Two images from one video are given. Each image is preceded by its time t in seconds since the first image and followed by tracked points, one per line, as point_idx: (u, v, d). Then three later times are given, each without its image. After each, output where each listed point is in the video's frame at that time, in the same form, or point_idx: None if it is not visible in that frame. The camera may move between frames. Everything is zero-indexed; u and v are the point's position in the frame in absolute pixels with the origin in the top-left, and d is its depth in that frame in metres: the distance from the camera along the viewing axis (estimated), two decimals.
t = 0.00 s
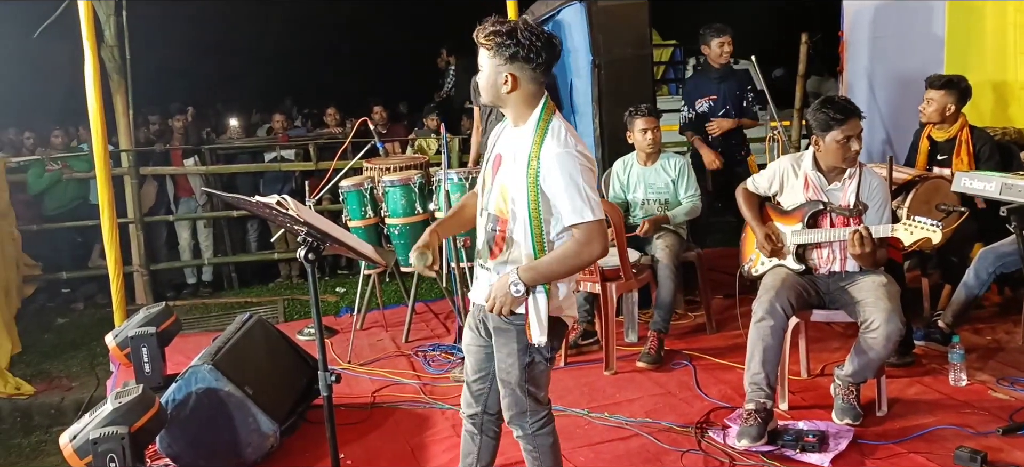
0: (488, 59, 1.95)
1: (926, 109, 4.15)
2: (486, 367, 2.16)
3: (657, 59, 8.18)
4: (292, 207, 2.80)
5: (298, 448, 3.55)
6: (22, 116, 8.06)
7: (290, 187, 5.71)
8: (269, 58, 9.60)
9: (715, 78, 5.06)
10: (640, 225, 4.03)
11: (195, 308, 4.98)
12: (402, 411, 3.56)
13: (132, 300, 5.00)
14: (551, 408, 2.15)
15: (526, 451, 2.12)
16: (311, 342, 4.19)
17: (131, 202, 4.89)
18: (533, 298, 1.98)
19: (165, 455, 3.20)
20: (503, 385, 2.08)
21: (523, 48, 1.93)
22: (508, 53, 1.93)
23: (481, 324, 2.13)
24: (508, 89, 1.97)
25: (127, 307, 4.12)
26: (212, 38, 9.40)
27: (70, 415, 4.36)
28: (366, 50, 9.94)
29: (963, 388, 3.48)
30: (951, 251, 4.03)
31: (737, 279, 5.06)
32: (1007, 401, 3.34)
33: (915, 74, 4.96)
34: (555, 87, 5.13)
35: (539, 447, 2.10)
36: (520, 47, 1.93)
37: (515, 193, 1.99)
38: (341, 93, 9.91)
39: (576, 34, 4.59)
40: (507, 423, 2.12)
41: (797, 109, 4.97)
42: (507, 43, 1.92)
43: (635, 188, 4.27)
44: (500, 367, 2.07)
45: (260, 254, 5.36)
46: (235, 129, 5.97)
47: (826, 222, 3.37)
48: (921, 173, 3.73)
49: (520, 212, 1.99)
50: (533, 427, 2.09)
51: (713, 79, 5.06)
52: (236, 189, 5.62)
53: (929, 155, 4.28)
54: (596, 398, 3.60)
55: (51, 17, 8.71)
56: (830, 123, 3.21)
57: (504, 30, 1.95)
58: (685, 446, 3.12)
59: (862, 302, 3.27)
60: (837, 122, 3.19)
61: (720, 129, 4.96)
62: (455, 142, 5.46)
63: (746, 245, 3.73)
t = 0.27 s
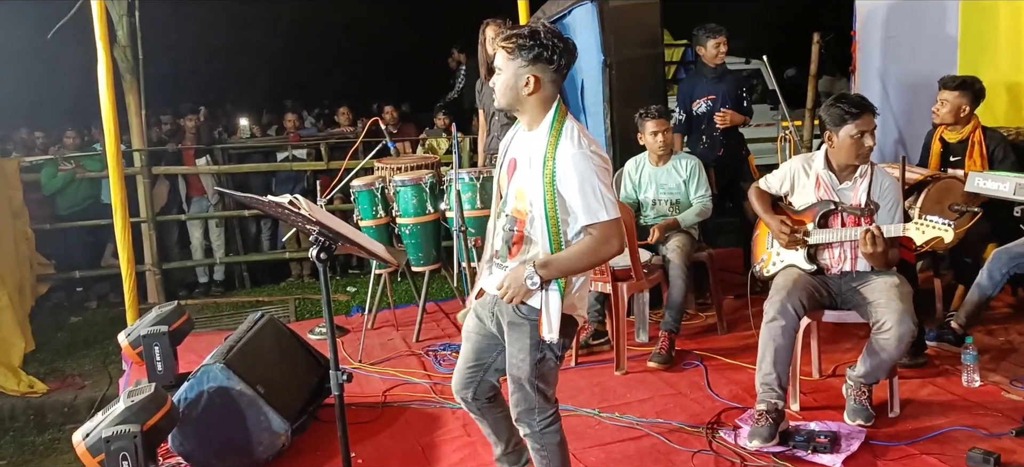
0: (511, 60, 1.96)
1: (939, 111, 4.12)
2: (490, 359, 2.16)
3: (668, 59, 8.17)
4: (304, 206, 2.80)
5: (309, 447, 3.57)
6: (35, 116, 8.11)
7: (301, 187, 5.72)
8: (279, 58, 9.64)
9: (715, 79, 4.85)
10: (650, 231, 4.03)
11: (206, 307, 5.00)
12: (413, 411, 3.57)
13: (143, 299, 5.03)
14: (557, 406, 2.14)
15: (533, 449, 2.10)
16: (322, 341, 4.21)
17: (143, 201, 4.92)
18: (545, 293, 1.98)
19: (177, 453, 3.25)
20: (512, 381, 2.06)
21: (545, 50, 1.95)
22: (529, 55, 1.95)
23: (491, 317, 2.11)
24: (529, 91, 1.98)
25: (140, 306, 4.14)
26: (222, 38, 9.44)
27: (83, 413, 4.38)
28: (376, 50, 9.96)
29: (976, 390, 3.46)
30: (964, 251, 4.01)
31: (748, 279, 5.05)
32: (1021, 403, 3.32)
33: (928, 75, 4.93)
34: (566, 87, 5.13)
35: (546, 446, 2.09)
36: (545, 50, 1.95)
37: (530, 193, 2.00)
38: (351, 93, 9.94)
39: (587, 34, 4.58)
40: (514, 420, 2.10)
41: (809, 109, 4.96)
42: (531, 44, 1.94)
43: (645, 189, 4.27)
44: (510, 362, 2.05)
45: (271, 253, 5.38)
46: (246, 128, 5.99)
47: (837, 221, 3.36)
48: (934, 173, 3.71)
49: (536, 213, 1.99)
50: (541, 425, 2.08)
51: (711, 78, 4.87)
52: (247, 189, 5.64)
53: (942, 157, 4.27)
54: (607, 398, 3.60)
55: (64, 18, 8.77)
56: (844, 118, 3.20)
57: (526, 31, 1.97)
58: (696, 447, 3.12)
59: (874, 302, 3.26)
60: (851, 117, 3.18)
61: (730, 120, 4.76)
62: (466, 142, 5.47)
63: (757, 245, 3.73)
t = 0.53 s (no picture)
0: (528, 51, 2.03)
1: (949, 111, 4.11)
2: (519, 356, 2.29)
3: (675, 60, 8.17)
4: (312, 206, 2.80)
5: (317, 446, 3.57)
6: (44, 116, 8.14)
7: (309, 187, 5.74)
8: (286, 58, 9.66)
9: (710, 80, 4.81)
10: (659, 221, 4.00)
11: (214, 307, 5.02)
12: (421, 411, 3.57)
13: (151, 299, 5.05)
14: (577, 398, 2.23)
15: (550, 440, 2.21)
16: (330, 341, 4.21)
17: (151, 201, 4.93)
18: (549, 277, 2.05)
19: (186, 452, 3.26)
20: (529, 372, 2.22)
21: (560, 40, 2.01)
22: (545, 45, 2.01)
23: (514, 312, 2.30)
24: (547, 80, 2.05)
25: (148, 305, 4.15)
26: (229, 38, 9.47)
27: (92, 412, 4.39)
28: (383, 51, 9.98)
29: (985, 391, 3.45)
30: (973, 252, 4.00)
31: (756, 280, 5.04)
32: None
33: (937, 76, 4.91)
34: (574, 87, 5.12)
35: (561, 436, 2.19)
36: (560, 39, 2.01)
37: (538, 180, 2.07)
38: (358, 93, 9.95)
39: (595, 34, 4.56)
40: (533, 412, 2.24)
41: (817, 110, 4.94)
42: (547, 34, 2.01)
43: (653, 189, 4.27)
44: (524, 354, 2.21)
45: (279, 253, 5.39)
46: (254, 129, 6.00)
47: (846, 223, 3.36)
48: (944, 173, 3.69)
49: (545, 199, 2.07)
50: (557, 415, 2.18)
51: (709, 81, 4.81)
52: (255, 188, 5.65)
53: (950, 157, 4.26)
54: (615, 398, 3.60)
55: (72, 18, 8.80)
56: (852, 124, 3.19)
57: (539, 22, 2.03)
58: (704, 448, 3.12)
59: (883, 303, 3.25)
60: (858, 123, 3.17)
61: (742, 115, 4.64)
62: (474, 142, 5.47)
63: (765, 245, 3.72)
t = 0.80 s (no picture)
0: (545, 49, 2.18)
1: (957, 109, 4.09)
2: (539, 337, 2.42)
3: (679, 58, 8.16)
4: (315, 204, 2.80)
5: (320, 444, 3.58)
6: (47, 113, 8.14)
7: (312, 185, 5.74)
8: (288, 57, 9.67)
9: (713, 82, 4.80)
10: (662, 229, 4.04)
11: (217, 304, 5.02)
12: (424, 409, 3.58)
13: (154, 297, 5.05)
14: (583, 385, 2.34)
15: (552, 421, 2.31)
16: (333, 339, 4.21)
17: (155, 199, 4.93)
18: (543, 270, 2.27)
19: (189, 449, 3.27)
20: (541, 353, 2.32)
21: (562, 40, 2.17)
22: (550, 46, 2.18)
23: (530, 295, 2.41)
24: (561, 77, 2.22)
25: (151, 303, 4.15)
26: (232, 36, 9.47)
27: (95, 409, 4.39)
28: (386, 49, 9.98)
29: (989, 390, 3.45)
30: (977, 251, 4.00)
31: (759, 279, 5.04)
32: None
33: (942, 76, 4.91)
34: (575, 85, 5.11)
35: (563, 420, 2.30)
36: (575, 39, 2.18)
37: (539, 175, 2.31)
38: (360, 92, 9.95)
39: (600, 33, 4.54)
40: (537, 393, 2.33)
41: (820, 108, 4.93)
42: (563, 34, 2.18)
43: (656, 188, 4.27)
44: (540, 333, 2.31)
45: (282, 251, 5.40)
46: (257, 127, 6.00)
47: (849, 221, 3.36)
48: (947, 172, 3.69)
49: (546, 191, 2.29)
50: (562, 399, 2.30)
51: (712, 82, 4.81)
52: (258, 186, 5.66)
53: (955, 156, 4.26)
54: (618, 397, 3.60)
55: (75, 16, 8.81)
56: (857, 117, 3.19)
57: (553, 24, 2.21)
58: (707, 446, 3.12)
59: (887, 302, 3.25)
60: (863, 115, 3.17)
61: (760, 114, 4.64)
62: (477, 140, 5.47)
63: (768, 244, 3.72)
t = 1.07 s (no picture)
0: (552, 41, 2.18)
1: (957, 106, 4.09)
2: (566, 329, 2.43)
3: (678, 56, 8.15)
4: (313, 202, 2.80)
5: (319, 442, 3.58)
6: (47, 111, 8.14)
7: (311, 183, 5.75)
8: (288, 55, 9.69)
9: (732, 77, 4.67)
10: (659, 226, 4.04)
11: (216, 302, 5.02)
12: (423, 407, 3.57)
13: (153, 294, 5.05)
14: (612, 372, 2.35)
15: (582, 409, 2.32)
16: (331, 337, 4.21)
17: (153, 197, 4.93)
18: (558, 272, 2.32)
19: (188, 447, 3.27)
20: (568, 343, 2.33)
21: (566, 32, 2.17)
22: (555, 38, 2.18)
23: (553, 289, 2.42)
24: (569, 67, 2.22)
25: (150, 301, 4.15)
26: (232, 34, 9.46)
27: (94, 407, 4.39)
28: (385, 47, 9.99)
29: (987, 387, 3.45)
30: (977, 249, 3.99)
31: (758, 276, 5.04)
32: None
33: (941, 72, 4.91)
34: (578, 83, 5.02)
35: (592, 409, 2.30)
36: (578, 29, 2.19)
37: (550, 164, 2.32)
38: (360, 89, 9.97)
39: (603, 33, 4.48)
40: (568, 383, 2.34)
41: (819, 106, 4.93)
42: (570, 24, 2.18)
43: (654, 186, 4.27)
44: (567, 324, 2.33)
45: (281, 249, 5.39)
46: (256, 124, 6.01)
47: (849, 219, 3.35)
48: (946, 170, 3.70)
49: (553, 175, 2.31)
50: (593, 386, 2.30)
51: (730, 77, 4.69)
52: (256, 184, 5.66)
53: (954, 154, 4.25)
54: (617, 395, 3.59)
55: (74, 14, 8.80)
56: (854, 120, 3.19)
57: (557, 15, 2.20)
58: (706, 444, 3.12)
59: (885, 299, 3.25)
60: (861, 118, 3.16)
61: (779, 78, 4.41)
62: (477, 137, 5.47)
63: (768, 242, 3.72)
